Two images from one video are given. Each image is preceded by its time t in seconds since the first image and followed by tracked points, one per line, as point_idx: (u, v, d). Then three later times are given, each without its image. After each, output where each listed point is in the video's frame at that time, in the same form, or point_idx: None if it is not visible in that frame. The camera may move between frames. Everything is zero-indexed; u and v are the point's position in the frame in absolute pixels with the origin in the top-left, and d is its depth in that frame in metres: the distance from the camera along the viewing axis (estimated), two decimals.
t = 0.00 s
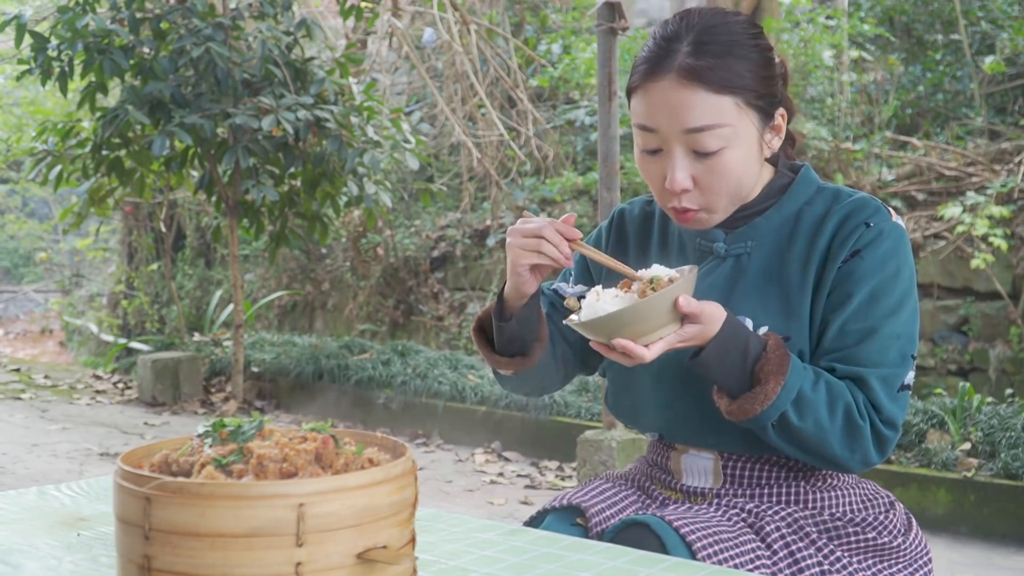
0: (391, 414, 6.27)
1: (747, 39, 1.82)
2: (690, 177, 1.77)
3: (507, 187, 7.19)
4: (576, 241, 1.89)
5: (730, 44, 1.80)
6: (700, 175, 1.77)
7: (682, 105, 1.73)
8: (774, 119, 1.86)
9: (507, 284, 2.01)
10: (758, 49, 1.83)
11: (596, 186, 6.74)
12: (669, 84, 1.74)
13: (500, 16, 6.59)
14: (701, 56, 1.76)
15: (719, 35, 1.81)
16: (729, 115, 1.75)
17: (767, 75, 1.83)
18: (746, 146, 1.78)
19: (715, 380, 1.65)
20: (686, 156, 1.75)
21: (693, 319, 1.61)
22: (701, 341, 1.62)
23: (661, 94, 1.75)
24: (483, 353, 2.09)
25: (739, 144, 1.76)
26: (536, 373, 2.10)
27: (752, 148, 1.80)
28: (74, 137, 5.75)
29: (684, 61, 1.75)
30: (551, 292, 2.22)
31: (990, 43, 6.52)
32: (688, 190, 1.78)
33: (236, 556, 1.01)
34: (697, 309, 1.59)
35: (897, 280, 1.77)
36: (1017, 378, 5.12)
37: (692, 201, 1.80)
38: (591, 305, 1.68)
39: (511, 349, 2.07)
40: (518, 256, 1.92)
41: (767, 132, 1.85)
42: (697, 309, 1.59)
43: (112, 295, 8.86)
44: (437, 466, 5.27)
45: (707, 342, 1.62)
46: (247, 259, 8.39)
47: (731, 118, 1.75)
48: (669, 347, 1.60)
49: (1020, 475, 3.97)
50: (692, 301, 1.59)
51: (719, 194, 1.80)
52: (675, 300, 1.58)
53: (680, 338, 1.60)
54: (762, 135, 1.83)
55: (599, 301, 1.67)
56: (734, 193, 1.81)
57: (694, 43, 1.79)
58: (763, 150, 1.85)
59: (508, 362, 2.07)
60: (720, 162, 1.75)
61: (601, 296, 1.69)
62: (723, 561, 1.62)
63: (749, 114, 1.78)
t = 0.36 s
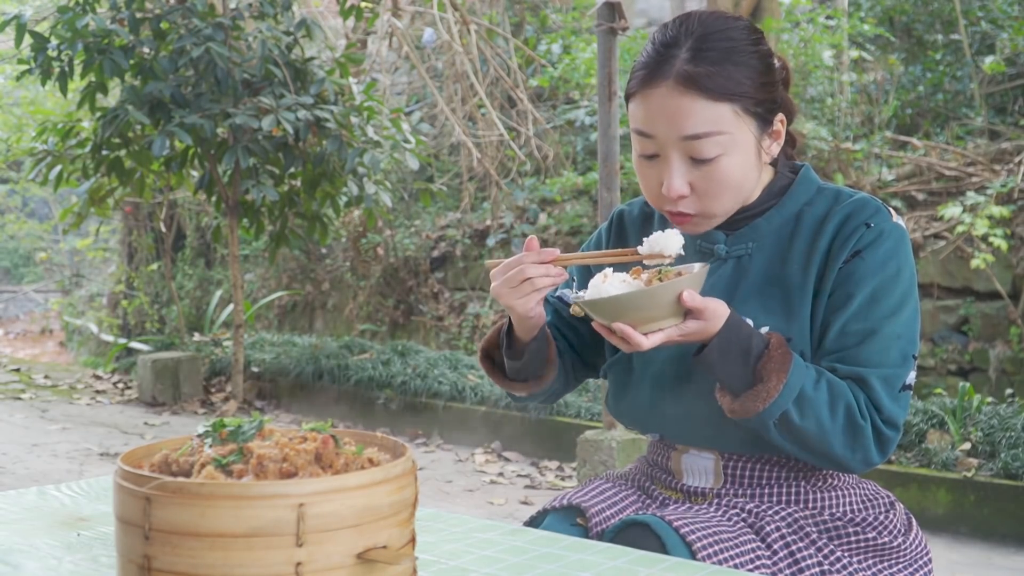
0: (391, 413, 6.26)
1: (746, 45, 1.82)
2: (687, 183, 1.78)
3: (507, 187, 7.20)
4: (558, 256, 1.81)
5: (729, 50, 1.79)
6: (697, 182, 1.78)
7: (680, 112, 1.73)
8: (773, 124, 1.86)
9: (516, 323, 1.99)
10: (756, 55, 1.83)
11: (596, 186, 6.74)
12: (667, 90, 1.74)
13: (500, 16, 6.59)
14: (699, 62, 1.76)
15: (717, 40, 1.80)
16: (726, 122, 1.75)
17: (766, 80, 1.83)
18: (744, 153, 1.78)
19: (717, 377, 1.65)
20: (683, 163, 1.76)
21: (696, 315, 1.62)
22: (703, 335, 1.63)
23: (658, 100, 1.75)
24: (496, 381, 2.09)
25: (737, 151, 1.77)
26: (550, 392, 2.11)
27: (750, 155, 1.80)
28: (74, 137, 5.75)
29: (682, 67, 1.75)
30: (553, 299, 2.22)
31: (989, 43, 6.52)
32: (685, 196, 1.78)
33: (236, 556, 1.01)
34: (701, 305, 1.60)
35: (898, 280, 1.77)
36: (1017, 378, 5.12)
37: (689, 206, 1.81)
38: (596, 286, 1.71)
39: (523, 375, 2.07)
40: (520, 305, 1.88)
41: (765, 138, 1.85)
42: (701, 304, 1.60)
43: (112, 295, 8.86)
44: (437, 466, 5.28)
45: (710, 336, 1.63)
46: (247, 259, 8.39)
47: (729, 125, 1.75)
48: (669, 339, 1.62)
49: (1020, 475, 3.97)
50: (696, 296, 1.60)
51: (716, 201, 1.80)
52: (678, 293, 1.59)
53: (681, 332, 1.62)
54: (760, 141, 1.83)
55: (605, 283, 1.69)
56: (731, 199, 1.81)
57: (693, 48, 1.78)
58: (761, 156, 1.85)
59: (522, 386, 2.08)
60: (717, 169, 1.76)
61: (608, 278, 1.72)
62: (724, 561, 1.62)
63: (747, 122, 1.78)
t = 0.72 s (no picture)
0: (391, 413, 6.26)
1: (749, 51, 1.82)
2: (684, 185, 1.78)
3: (507, 187, 7.20)
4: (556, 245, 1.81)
5: (732, 55, 1.80)
6: (694, 184, 1.78)
7: (680, 114, 1.73)
8: (773, 130, 1.86)
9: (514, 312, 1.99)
10: (759, 60, 1.83)
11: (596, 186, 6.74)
12: (667, 92, 1.74)
13: (500, 16, 6.59)
14: (701, 65, 1.76)
15: (721, 44, 1.80)
16: (726, 126, 1.75)
17: (767, 86, 1.83)
18: (742, 158, 1.78)
19: (715, 373, 1.65)
20: (680, 164, 1.76)
21: (695, 308, 1.62)
22: (702, 330, 1.63)
23: (659, 101, 1.75)
24: (494, 375, 2.09)
25: (735, 155, 1.77)
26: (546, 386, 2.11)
27: (748, 160, 1.80)
28: (74, 137, 5.75)
29: (683, 70, 1.75)
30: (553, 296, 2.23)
31: (990, 43, 6.52)
32: (681, 198, 1.78)
33: (236, 556, 1.01)
34: (700, 298, 1.61)
35: (897, 281, 1.77)
36: (1017, 378, 5.12)
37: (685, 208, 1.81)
38: (598, 269, 1.72)
39: (519, 367, 2.07)
40: (518, 293, 1.88)
41: (764, 144, 1.85)
42: (699, 297, 1.61)
43: (112, 295, 8.85)
44: (437, 466, 5.27)
45: (709, 331, 1.63)
46: (247, 259, 8.38)
47: (728, 130, 1.75)
48: (666, 330, 1.63)
49: (1020, 475, 3.97)
50: (695, 288, 1.61)
51: (712, 204, 1.80)
52: (677, 285, 1.60)
53: (678, 324, 1.63)
54: (758, 147, 1.83)
55: (607, 267, 1.71)
56: (727, 204, 1.81)
57: (695, 51, 1.78)
58: (760, 160, 1.85)
59: (518, 378, 2.08)
60: (715, 173, 1.76)
61: (611, 263, 1.73)
62: (724, 561, 1.62)
63: (746, 127, 1.78)
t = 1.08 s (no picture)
0: (391, 413, 6.26)
1: (758, 62, 1.82)
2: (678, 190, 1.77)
3: (507, 187, 7.20)
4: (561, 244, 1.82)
5: (739, 65, 1.79)
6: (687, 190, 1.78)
7: (681, 120, 1.73)
8: (773, 143, 1.86)
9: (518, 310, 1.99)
10: (768, 73, 1.83)
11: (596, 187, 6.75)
12: (671, 96, 1.74)
13: (500, 16, 6.60)
14: (708, 73, 1.76)
15: (730, 53, 1.80)
16: (724, 137, 1.75)
17: (773, 99, 1.83)
18: (738, 168, 1.78)
19: (713, 371, 1.65)
20: (676, 168, 1.76)
21: (692, 305, 1.63)
22: (698, 328, 1.64)
23: (662, 104, 1.75)
24: (494, 369, 2.10)
25: (731, 165, 1.77)
26: (546, 381, 2.12)
27: (744, 170, 1.80)
28: (74, 137, 5.75)
29: (689, 76, 1.75)
30: (553, 288, 2.22)
31: (990, 43, 6.52)
32: (674, 202, 1.78)
33: (236, 556, 1.01)
34: (696, 296, 1.61)
35: (897, 280, 1.77)
36: (1017, 378, 5.12)
37: (677, 213, 1.81)
38: (596, 268, 1.73)
39: (521, 362, 2.07)
40: (531, 298, 1.89)
41: (763, 156, 1.85)
42: (696, 295, 1.61)
43: (112, 294, 8.85)
44: (437, 466, 5.28)
45: (706, 328, 1.63)
46: (247, 259, 8.38)
47: (726, 139, 1.75)
48: (663, 328, 1.64)
49: (1020, 475, 3.97)
50: (692, 285, 1.61)
51: (705, 212, 1.80)
52: (672, 282, 1.60)
53: (675, 322, 1.63)
54: (757, 158, 1.83)
55: (604, 265, 1.72)
56: (720, 212, 1.81)
57: (704, 57, 1.78)
58: (757, 172, 1.85)
59: (519, 372, 2.08)
60: (710, 180, 1.76)
61: (608, 261, 1.74)
62: (724, 561, 1.62)
63: (745, 138, 1.78)
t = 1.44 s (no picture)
0: (391, 413, 6.26)
1: (754, 60, 1.82)
2: (681, 191, 1.78)
3: (507, 187, 7.20)
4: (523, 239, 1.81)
5: (735, 64, 1.79)
6: (691, 191, 1.78)
7: (680, 122, 1.73)
8: (774, 140, 1.86)
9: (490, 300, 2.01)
10: (763, 71, 1.82)
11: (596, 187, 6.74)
12: (669, 99, 1.74)
13: (500, 16, 6.60)
14: (705, 74, 1.76)
15: (725, 53, 1.80)
16: (725, 136, 1.74)
17: (771, 97, 1.83)
18: (740, 167, 1.78)
19: (715, 371, 1.65)
20: (679, 170, 1.76)
21: (694, 305, 1.63)
22: (700, 327, 1.64)
23: (661, 108, 1.75)
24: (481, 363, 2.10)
25: (734, 164, 1.77)
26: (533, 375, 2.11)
27: (747, 169, 1.79)
28: (74, 137, 5.75)
29: (686, 78, 1.75)
30: (549, 289, 2.22)
31: (990, 43, 6.52)
32: (678, 204, 1.78)
33: (236, 555, 1.01)
34: (699, 296, 1.61)
35: (898, 281, 1.77)
36: (1017, 378, 5.12)
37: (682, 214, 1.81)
38: (599, 265, 1.74)
39: (503, 355, 2.08)
40: (487, 286, 1.88)
41: (764, 153, 1.85)
42: (699, 294, 1.61)
43: (112, 294, 8.84)
44: (437, 466, 5.28)
45: (708, 328, 1.63)
46: (247, 259, 8.38)
47: (727, 139, 1.75)
48: (665, 327, 1.64)
49: (1020, 475, 3.97)
50: (695, 285, 1.61)
51: (710, 211, 1.80)
52: (676, 281, 1.60)
53: (677, 321, 1.63)
54: (759, 157, 1.83)
55: (608, 262, 1.73)
56: (724, 211, 1.81)
57: (699, 59, 1.78)
58: (760, 169, 1.85)
59: (503, 365, 2.08)
60: (713, 181, 1.76)
61: (613, 257, 1.75)
62: (725, 561, 1.62)
63: (746, 137, 1.77)
